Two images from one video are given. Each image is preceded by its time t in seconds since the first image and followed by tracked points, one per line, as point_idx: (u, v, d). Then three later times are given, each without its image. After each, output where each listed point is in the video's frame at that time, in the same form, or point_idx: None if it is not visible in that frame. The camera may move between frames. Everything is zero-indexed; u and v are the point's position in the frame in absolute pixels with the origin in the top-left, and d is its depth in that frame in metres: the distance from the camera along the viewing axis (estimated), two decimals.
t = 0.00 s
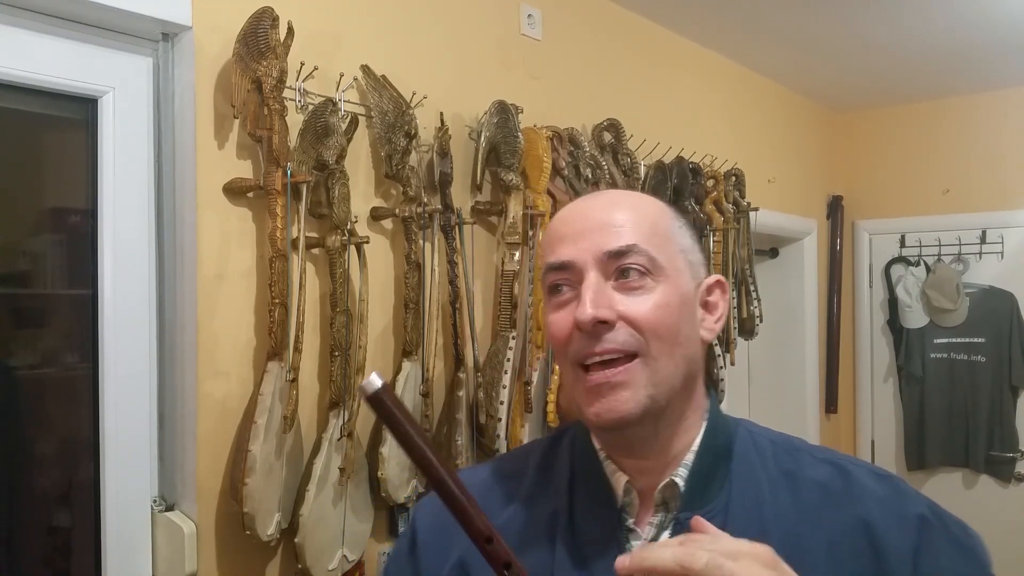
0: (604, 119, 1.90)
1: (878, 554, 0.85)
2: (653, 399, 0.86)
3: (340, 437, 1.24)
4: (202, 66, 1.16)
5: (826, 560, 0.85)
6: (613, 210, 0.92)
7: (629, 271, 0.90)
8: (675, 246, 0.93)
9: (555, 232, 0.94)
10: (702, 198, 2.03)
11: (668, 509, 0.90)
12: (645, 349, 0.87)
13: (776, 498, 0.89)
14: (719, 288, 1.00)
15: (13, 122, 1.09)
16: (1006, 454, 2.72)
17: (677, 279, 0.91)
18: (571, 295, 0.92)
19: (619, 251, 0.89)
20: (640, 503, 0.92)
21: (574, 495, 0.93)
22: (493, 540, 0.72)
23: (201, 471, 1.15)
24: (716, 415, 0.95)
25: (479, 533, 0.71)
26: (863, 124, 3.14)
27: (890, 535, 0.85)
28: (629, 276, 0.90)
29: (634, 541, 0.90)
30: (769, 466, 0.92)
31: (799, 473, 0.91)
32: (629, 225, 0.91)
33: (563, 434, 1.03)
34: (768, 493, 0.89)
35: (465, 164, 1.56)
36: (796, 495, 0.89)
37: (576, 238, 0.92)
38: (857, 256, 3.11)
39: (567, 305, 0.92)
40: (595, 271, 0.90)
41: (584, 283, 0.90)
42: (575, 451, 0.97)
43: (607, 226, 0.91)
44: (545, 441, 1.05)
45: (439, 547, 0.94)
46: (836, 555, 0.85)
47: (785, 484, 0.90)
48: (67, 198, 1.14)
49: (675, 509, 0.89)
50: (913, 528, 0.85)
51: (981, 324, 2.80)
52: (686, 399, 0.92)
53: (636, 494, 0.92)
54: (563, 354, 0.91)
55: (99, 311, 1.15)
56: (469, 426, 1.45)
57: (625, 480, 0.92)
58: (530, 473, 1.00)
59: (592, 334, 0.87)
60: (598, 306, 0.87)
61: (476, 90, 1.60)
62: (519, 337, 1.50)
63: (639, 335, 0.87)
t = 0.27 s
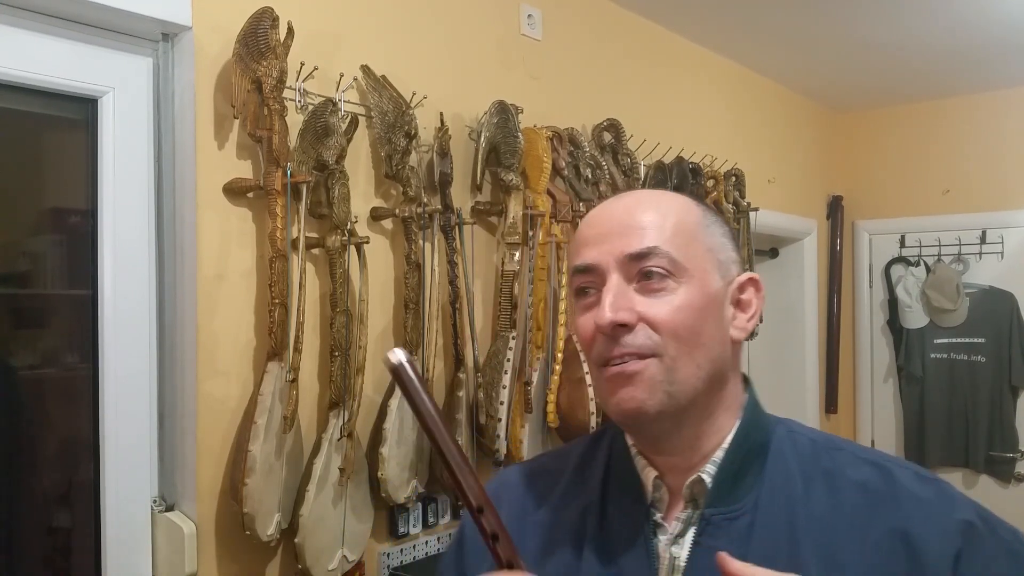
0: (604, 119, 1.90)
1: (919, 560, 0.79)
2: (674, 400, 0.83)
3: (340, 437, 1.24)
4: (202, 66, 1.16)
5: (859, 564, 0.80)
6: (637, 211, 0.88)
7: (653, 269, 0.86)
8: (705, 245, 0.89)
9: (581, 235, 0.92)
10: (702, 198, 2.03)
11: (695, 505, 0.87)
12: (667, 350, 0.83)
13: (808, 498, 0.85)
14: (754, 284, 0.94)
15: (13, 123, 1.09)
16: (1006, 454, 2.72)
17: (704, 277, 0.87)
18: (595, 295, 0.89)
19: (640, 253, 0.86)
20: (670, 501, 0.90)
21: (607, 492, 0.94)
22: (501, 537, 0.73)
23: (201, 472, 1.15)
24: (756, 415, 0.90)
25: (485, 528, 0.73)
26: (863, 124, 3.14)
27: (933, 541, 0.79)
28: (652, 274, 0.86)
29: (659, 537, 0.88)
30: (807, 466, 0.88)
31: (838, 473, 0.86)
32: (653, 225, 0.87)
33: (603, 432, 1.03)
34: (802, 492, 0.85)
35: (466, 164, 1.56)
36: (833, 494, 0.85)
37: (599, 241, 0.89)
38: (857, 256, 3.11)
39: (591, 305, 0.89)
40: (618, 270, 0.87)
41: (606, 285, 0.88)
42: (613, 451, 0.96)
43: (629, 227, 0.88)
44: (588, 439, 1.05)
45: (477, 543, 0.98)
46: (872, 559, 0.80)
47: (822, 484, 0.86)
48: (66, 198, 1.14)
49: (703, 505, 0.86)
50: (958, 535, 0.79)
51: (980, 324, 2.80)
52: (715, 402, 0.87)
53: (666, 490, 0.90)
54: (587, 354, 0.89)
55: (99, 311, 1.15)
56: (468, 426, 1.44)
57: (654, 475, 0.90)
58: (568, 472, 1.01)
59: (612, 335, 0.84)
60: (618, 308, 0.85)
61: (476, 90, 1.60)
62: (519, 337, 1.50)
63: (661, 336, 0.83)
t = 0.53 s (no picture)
0: (604, 119, 1.90)
1: None
2: (728, 415, 0.79)
3: (340, 437, 1.24)
4: (202, 66, 1.16)
5: None
6: (687, 213, 0.82)
7: (708, 280, 0.81)
8: (756, 250, 0.84)
9: (625, 236, 0.85)
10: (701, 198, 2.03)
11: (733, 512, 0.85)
12: (723, 365, 0.79)
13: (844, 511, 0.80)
14: (801, 288, 0.89)
15: (13, 122, 1.09)
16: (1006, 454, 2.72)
17: (756, 285, 0.83)
18: (643, 304, 0.83)
19: (694, 261, 0.80)
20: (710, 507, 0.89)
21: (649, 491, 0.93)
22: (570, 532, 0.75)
23: (201, 471, 1.15)
24: (807, 421, 0.86)
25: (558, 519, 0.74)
26: (863, 124, 3.14)
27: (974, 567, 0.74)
28: (707, 285, 0.81)
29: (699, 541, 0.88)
30: (848, 473, 0.83)
31: (879, 483, 0.81)
32: (706, 231, 0.81)
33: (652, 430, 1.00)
34: (837, 502, 0.81)
35: (466, 164, 1.56)
36: (871, 505, 0.80)
37: (647, 245, 0.83)
38: (857, 256, 3.11)
39: (638, 315, 0.84)
40: (670, 279, 0.81)
41: (657, 295, 0.82)
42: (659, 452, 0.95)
43: (681, 231, 0.82)
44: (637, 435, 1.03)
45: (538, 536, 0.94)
46: None
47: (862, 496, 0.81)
48: (66, 198, 1.14)
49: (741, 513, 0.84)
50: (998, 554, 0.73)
51: (980, 324, 2.80)
52: (765, 412, 0.84)
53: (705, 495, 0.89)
54: (634, 364, 0.84)
55: (99, 311, 1.15)
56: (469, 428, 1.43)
57: (696, 480, 0.89)
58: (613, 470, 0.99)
59: (665, 350, 0.79)
60: (672, 321, 0.80)
61: (476, 90, 1.60)
62: (519, 337, 1.51)
63: (717, 350, 0.79)
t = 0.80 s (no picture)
0: (604, 119, 1.90)
1: None
2: (753, 422, 0.81)
3: (340, 437, 1.24)
4: (202, 66, 1.16)
5: None
6: (716, 219, 0.82)
7: (736, 289, 0.82)
8: (784, 256, 0.85)
9: (651, 239, 0.85)
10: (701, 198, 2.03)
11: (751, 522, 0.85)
12: (750, 374, 0.81)
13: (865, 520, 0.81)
14: (822, 294, 0.91)
15: (13, 122, 1.09)
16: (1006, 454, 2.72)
17: (783, 292, 0.84)
18: (671, 310, 0.84)
19: (722, 270, 0.81)
20: (727, 514, 0.90)
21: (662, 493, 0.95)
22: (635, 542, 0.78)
23: (201, 472, 1.15)
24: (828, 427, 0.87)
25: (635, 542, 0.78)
26: (863, 124, 3.14)
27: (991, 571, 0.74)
28: (735, 293, 0.82)
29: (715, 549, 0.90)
30: (870, 485, 0.84)
31: (900, 495, 0.82)
32: (734, 238, 0.82)
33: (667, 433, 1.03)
34: (858, 513, 0.81)
35: (466, 164, 1.56)
36: (891, 517, 0.81)
37: (674, 252, 0.83)
38: (857, 256, 3.11)
39: (665, 320, 0.85)
40: (698, 288, 0.82)
41: (685, 303, 0.83)
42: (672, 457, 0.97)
43: (709, 238, 0.82)
44: (649, 437, 1.06)
45: (552, 537, 0.99)
46: None
47: (882, 505, 0.82)
48: (66, 198, 1.14)
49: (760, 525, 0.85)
50: None
51: (980, 324, 2.80)
52: (790, 417, 0.86)
53: (722, 502, 0.90)
54: (660, 369, 0.85)
55: (98, 311, 1.15)
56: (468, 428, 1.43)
57: (713, 489, 0.91)
58: (626, 472, 1.01)
59: (692, 358, 0.81)
60: (700, 330, 0.81)
61: (476, 90, 1.60)
62: (519, 337, 1.51)
63: (744, 359, 0.81)
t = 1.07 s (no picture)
0: (604, 119, 1.90)
1: None
2: (718, 415, 0.77)
3: (340, 437, 1.24)
4: (202, 66, 1.16)
5: None
6: (678, 213, 0.79)
7: (698, 279, 0.78)
8: (743, 253, 0.82)
9: (613, 234, 0.81)
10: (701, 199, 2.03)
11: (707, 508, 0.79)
12: (713, 362, 0.76)
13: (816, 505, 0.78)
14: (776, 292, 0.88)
15: (13, 122, 1.09)
16: (1006, 454, 2.72)
17: (743, 286, 0.80)
18: (632, 302, 0.79)
19: (684, 260, 0.78)
20: (682, 503, 0.82)
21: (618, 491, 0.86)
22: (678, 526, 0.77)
23: (201, 472, 1.15)
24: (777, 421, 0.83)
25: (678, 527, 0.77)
26: (863, 124, 3.14)
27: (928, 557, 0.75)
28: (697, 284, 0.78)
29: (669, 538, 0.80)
30: (815, 470, 0.81)
31: (845, 479, 0.80)
32: (695, 231, 0.79)
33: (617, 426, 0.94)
34: (810, 499, 0.78)
35: (465, 164, 1.56)
36: (839, 502, 0.78)
37: (637, 243, 0.79)
38: (857, 256, 3.11)
39: (626, 312, 0.80)
40: (660, 278, 0.78)
41: (647, 293, 0.78)
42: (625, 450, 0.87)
43: (671, 231, 0.79)
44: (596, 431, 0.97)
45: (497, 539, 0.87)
46: None
47: (831, 490, 0.79)
48: (66, 198, 1.14)
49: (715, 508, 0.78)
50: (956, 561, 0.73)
51: (980, 324, 2.80)
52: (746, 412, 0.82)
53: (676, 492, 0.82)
54: (619, 362, 0.79)
55: (98, 311, 1.15)
56: (468, 427, 1.43)
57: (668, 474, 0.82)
58: (577, 473, 0.90)
59: (657, 346, 0.76)
60: (664, 318, 0.76)
61: (476, 90, 1.60)
62: (519, 337, 1.51)
63: (708, 347, 0.76)
